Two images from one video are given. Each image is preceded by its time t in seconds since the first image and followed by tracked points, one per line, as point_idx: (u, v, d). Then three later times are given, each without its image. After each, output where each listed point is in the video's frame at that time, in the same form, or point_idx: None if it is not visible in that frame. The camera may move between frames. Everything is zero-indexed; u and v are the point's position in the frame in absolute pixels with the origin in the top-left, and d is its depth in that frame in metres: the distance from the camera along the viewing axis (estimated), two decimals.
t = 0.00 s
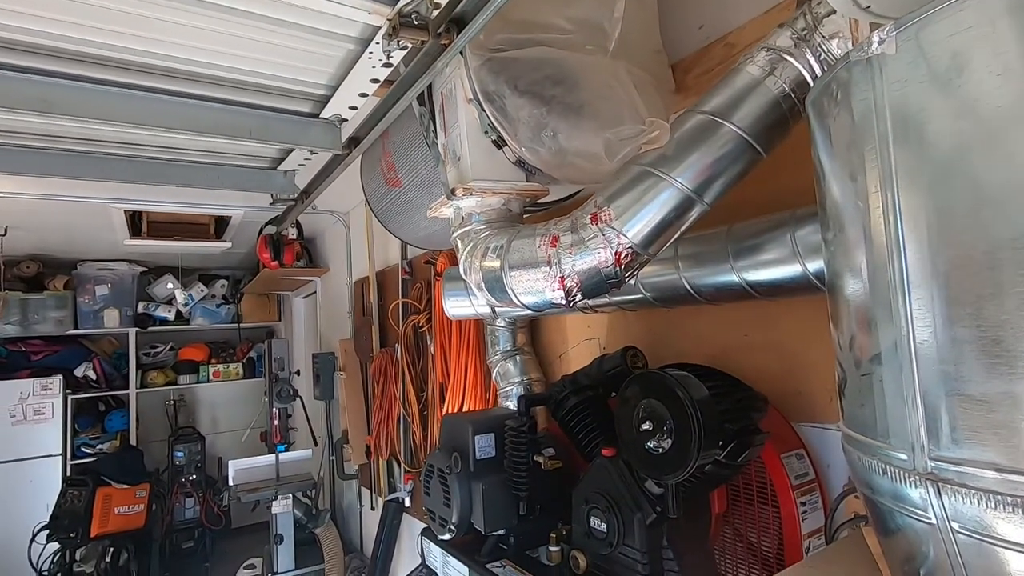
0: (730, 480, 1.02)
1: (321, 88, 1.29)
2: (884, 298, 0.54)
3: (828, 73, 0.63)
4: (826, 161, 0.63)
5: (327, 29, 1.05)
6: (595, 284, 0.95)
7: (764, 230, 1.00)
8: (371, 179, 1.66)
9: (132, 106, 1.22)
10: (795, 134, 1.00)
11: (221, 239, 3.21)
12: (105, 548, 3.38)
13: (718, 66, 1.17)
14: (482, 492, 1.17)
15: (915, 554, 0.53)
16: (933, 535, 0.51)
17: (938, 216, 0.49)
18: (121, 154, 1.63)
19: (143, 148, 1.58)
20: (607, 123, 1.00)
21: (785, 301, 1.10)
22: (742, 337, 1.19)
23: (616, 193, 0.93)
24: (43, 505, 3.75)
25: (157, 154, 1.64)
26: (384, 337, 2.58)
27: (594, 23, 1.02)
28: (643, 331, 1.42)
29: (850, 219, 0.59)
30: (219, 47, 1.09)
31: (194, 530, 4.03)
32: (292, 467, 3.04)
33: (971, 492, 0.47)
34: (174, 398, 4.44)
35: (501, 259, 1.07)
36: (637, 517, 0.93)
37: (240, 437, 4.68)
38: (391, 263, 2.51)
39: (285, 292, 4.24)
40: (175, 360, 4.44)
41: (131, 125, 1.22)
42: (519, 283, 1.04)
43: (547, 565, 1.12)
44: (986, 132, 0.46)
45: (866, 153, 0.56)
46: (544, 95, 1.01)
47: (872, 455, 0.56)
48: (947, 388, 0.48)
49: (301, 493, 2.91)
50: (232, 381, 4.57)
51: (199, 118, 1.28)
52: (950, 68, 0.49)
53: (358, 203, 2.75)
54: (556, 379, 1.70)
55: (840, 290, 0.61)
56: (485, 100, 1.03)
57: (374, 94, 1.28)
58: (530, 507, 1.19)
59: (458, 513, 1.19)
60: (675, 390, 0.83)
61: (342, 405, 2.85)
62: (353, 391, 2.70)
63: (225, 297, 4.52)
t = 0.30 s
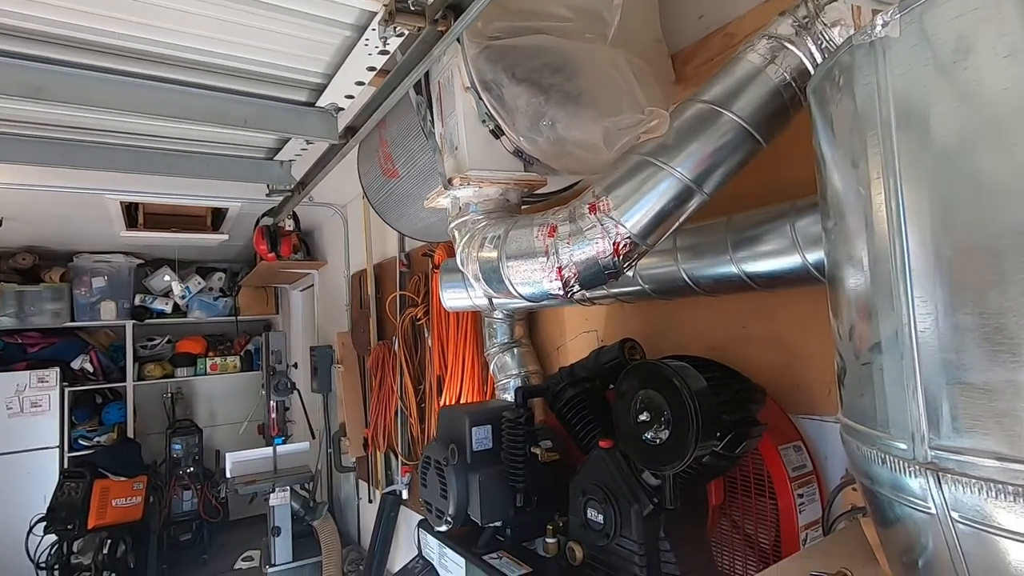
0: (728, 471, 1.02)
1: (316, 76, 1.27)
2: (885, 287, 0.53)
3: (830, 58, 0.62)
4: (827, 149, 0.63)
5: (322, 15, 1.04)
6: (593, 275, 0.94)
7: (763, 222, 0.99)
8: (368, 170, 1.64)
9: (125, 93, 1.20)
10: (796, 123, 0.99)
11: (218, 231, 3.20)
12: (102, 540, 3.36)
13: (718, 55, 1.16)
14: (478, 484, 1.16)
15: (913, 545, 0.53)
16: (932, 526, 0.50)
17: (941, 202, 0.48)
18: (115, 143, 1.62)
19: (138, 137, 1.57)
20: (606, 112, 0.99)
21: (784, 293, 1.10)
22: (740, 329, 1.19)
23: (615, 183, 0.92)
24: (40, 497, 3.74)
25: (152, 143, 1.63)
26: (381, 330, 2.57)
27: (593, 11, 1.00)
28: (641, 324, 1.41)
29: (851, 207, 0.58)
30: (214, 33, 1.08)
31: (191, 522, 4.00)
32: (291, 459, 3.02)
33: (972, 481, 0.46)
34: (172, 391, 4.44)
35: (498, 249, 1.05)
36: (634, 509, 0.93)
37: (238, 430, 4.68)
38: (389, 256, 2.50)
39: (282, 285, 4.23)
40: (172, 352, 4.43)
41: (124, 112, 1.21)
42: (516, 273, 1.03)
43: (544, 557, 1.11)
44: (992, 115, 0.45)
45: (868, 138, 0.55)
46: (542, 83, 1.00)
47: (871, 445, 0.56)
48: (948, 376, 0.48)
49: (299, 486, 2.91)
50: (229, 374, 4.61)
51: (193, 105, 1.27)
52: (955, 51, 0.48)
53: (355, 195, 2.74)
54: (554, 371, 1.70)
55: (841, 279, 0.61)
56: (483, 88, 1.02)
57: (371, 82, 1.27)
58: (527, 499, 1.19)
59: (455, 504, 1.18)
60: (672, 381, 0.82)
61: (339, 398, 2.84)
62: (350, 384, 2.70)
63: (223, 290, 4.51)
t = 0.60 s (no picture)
0: (719, 460, 1.01)
1: (306, 60, 1.27)
2: (882, 271, 0.53)
3: (827, 41, 0.61)
4: (823, 132, 0.62)
5: None
6: (586, 262, 0.93)
7: (756, 211, 0.99)
8: (360, 158, 1.62)
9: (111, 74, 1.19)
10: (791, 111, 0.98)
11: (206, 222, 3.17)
12: (88, 533, 3.34)
13: (714, 44, 1.15)
14: (470, 473, 1.16)
15: (907, 530, 0.52)
16: (927, 509, 0.50)
17: (941, 182, 0.48)
18: (101, 127, 1.59)
19: (124, 121, 1.55)
20: (600, 97, 0.97)
21: (776, 282, 1.09)
22: (731, 319, 1.18)
23: (609, 169, 0.91)
24: (25, 490, 3.70)
25: (139, 128, 1.61)
26: (372, 322, 2.55)
27: None
28: (632, 315, 1.41)
29: (848, 190, 0.57)
30: (202, 13, 1.07)
31: (179, 516, 3.98)
32: (280, 452, 3.02)
33: (968, 462, 0.46)
34: (160, 383, 4.40)
35: (490, 236, 1.04)
36: (625, 498, 0.92)
37: (226, 423, 4.65)
38: (380, 248, 2.49)
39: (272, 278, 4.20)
40: (160, 345, 4.39)
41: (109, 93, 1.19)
42: (508, 261, 1.01)
43: (534, 546, 1.10)
44: (995, 92, 0.45)
45: (865, 119, 0.54)
46: (537, 67, 0.98)
47: (865, 429, 0.55)
48: (944, 358, 0.47)
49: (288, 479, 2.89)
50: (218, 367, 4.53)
51: (181, 87, 1.25)
52: (956, 29, 0.48)
53: (346, 186, 2.72)
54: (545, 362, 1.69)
55: (836, 263, 0.60)
56: (477, 73, 1.01)
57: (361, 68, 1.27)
58: (518, 489, 1.19)
59: (445, 494, 1.18)
60: (664, 367, 0.82)
61: (329, 391, 2.83)
62: (341, 376, 2.68)
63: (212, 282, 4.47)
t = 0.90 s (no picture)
0: (711, 448, 1.01)
1: (296, 42, 1.27)
2: (879, 251, 0.52)
3: (826, 22, 0.61)
4: (821, 113, 0.61)
5: None
6: (580, 248, 0.92)
7: (750, 198, 0.99)
8: (350, 146, 1.60)
9: (99, 52, 1.18)
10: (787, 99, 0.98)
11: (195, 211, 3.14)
12: (74, 525, 3.32)
13: (709, 31, 1.14)
14: (461, 461, 1.15)
15: (901, 513, 0.52)
16: (922, 491, 0.50)
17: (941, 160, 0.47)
18: (88, 111, 1.57)
19: (112, 104, 1.53)
20: (596, 82, 0.95)
21: (770, 271, 1.09)
22: (724, 308, 1.18)
23: (604, 154, 0.90)
24: (10, 481, 3.67)
25: (127, 113, 1.59)
26: (363, 313, 2.54)
27: None
28: (625, 304, 1.41)
29: (846, 170, 0.57)
30: None
31: (167, 508, 3.93)
32: (269, 443, 3.03)
33: (965, 442, 0.46)
34: (147, 375, 4.36)
35: (483, 222, 1.02)
36: (618, 485, 0.92)
37: (215, 415, 4.62)
38: (371, 238, 2.47)
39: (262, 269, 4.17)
40: (148, 336, 4.34)
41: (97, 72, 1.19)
42: (501, 246, 1.00)
43: (525, 534, 1.10)
44: (997, 68, 0.45)
45: (864, 98, 0.54)
46: (531, 51, 0.97)
47: (861, 412, 0.55)
48: (944, 337, 0.47)
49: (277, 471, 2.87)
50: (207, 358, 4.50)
51: (169, 68, 1.25)
52: (959, 4, 0.47)
53: (338, 176, 2.69)
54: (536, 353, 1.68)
55: (834, 246, 0.59)
56: (470, 56, 1.00)
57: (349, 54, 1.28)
58: (510, 477, 1.18)
59: (436, 483, 1.17)
60: (659, 354, 0.81)
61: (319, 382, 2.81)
62: (331, 367, 2.67)
63: (201, 273, 4.43)
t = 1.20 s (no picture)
0: (706, 437, 1.02)
1: (292, 26, 1.26)
2: (880, 232, 0.52)
3: (828, 6, 0.61)
4: (822, 96, 0.61)
5: None
6: (577, 236, 0.92)
7: (746, 187, 0.99)
8: (345, 135, 1.58)
9: (92, 33, 1.18)
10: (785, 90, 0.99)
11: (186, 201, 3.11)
12: (61, 518, 3.35)
13: (706, 22, 1.14)
14: (456, 451, 1.14)
15: (899, 496, 0.52)
16: (920, 472, 0.50)
17: (944, 140, 0.47)
18: (79, 96, 1.56)
19: (104, 89, 1.52)
20: (594, 69, 0.96)
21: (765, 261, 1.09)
22: (719, 299, 1.18)
23: (602, 142, 0.89)
24: None
25: (119, 98, 1.58)
26: (355, 306, 2.53)
27: None
28: (619, 295, 1.41)
29: (847, 154, 0.57)
30: None
31: (156, 502, 3.92)
32: (261, 436, 3.02)
33: (964, 421, 0.46)
34: (136, 367, 4.33)
35: (480, 209, 1.02)
36: (613, 473, 0.92)
37: (205, 409, 4.59)
38: (364, 230, 2.46)
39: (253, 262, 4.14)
40: (137, 328, 4.30)
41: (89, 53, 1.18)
42: (499, 234, 1.00)
43: (520, 523, 1.10)
44: (1000, 47, 0.45)
45: (866, 80, 0.54)
46: (531, 37, 0.97)
47: (860, 394, 0.55)
48: (944, 317, 0.47)
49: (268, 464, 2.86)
50: (196, 351, 4.46)
51: (163, 50, 1.24)
52: None
53: (331, 167, 2.68)
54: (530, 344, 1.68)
55: (834, 229, 0.59)
56: (468, 41, 0.98)
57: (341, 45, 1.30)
58: (505, 466, 1.18)
59: (430, 472, 1.16)
60: (657, 340, 0.81)
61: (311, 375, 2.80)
62: (323, 360, 2.66)
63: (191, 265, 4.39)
